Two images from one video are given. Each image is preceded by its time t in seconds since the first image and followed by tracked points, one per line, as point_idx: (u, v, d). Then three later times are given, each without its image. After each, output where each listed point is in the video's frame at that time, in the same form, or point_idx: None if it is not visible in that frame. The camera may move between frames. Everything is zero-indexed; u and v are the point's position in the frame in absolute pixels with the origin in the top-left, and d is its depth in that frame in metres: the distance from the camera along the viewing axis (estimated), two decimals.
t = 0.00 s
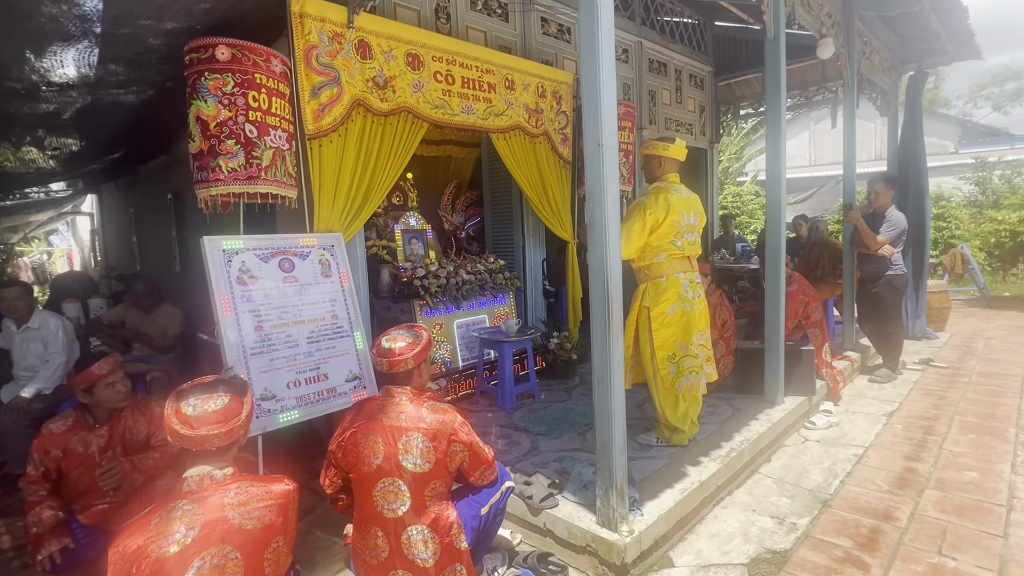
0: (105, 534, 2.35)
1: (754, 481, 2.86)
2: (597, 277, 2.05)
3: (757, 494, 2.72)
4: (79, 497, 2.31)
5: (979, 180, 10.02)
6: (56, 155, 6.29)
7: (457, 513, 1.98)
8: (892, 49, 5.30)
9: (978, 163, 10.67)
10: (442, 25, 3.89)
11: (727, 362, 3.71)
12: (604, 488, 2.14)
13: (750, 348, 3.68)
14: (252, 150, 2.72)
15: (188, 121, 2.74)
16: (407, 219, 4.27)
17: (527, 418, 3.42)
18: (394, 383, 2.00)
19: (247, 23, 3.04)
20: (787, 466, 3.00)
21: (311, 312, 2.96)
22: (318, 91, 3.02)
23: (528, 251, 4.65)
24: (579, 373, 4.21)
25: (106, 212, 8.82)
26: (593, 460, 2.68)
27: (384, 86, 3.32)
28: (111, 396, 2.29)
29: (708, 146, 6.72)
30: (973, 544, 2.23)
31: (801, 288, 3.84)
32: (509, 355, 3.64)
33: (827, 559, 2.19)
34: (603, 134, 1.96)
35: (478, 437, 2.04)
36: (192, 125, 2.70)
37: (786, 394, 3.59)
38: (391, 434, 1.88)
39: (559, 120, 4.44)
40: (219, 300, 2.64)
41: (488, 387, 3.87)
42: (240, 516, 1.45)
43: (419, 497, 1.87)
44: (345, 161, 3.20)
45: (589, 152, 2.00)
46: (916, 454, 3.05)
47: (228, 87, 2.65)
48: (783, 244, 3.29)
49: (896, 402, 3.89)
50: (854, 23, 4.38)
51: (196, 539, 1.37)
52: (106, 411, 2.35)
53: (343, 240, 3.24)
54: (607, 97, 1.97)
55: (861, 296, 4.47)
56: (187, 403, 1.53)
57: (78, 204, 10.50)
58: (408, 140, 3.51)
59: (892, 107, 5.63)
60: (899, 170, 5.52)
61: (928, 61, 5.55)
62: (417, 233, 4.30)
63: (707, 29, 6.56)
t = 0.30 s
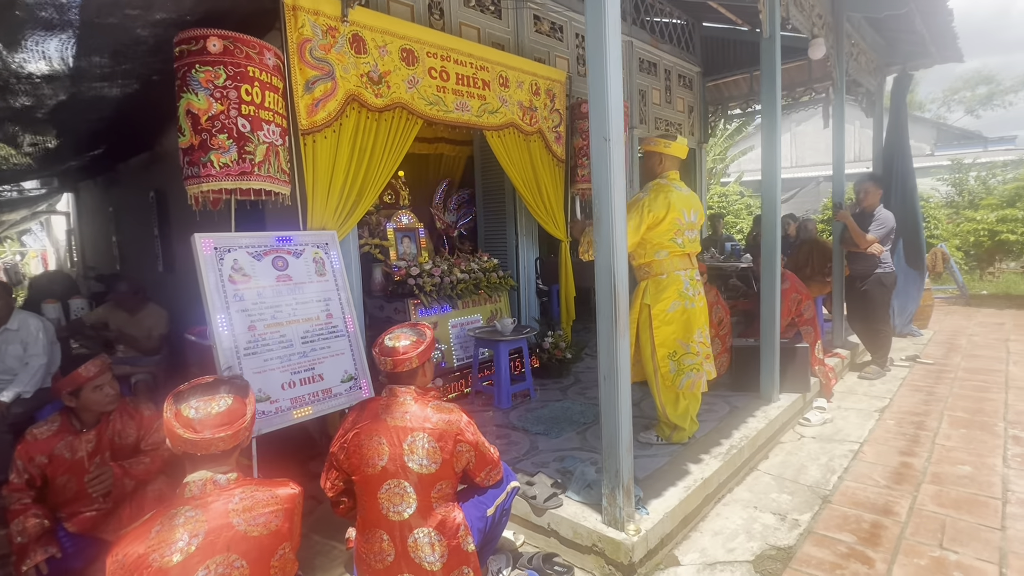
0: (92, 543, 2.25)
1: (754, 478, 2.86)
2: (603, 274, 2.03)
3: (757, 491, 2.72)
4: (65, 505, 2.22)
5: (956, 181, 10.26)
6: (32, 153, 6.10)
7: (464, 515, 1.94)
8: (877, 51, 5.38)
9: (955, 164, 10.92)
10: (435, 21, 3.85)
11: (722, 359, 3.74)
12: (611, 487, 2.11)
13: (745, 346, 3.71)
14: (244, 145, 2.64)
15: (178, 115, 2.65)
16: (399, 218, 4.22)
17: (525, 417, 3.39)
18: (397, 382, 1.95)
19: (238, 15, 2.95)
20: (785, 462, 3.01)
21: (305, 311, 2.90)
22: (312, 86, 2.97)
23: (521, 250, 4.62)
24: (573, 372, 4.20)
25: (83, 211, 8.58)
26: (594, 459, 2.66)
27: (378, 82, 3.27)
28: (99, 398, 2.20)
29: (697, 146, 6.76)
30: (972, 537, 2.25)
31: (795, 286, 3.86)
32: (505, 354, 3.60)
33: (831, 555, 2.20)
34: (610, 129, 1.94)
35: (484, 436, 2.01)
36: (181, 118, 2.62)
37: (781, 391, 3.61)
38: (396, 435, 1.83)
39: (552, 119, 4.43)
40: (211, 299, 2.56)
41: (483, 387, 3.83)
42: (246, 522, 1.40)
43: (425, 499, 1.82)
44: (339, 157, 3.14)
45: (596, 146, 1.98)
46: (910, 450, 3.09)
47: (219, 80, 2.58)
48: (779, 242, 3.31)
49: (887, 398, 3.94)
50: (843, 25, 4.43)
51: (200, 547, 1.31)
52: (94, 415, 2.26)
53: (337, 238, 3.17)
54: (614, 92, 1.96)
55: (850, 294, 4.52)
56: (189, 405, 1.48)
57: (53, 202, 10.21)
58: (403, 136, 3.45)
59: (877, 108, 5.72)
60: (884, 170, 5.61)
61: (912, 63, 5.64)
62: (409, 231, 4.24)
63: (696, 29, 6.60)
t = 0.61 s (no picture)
0: (94, 551, 2.19)
1: (760, 474, 2.88)
2: (619, 271, 2.03)
3: (765, 487, 2.74)
4: (66, 512, 2.15)
5: (936, 181, 10.49)
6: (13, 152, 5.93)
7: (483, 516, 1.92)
8: (866, 53, 5.47)
9: (934, 164, 11.16)
10: (434, 18, 3.82)
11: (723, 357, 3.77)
12: (627, 485, 2.11)
13: (746, 344, 3.75)
14: (247, 141, 2.59)
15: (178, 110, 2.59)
16: (396, 216, 4.17)
17: (529, 417, 3.38)
18: (414, 382, 1.92)
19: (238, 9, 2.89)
20: (789, 458, 3.04)
21: (308, 311, 2.85)
22: (314, 82, 2.92)
23: (519, 249, 4.61)
24: (573, 371, 4.20)
25: (64, 211, 8.36)
26: (604, 457, 2.65)
27: (380, 79, 3.23)
28: (101, 401, 2.14)
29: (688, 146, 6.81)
30: (978, 529, 2.29)
31: (792, 284, 3.89)
32: (507, 353, 3.58)
33: (844, 549, 2.22)
34: (627, 126, 1.94)
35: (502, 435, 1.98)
36: (182, 114, 2.56)
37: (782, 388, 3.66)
38: (415, 435, 1.81)
39: (550, 117, 4.43)
40: (214, 300, 2.51)
41: (485, 387, 3.80)
42: (271, 528, 1.36)
43: (445, 500, 1.80)
44: (341, 155, 3.09)
45: (613, 143, 1.97)
46: (909, 444, 3.14)
47: (222, 74, 2.52)
48: (780, 240, 3.35)
49: (882, 394, 4.00)
50: (836, 26, 4.49)
51: (227, 556, 1.28)
52: (95, 419, 2.19)
53: (339, 237, 3.13)
54: (631, 88, 1.95)
55: (844, 292, 4.58)
56: (209, 406, 1.43)
57: (31, 202, 9.94)
58: (404, 134, 3.42)
59: (865, 109, 5.82)
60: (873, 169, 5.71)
61: (899, 65, 5.75)
62: (406, 231, 4.19)
63: (688, 30, 6.64)
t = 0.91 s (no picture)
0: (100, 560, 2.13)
1: (767, 470, 2.90)
2: (638, 269, 2.02)
3: (774, 483, 2.76)
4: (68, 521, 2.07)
5: (919, 182, 10.72)
6: None
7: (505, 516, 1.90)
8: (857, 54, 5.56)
9: (916, 165, 11.40)
10: (435, 15, 3.79)
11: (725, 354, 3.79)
12: (645, 483, 2.11)
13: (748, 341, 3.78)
14: (253, 138, 2.54)
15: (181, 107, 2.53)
16: (396, 216, 4.13)
17: (535, 416, 3.37)
18: (433, 382, 1.90)
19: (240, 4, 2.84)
20: (794, 454, 3.07)
21: (314, 311, 2.80)
22: (318, 79, 2.88)
23: (519, 247, 4.58)
24: (575, 370, 4.19)
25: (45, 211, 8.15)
26: (616, 456, 2.65)
27: (384, 76, 3.19)
28: (107, 405, 2.08)
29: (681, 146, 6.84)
30: (986, 521, 2.34)
31: (791, 282, 3.88)
32: (511, 352, 3.56)
33: (857, 543, 2.24)
34: (646, 123, 1.94)
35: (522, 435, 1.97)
36: (186, 110, 2.51)
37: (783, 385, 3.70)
38: (437, 435, 1.78)
39: (550, 116, 4.43)
40: (221, 300, 2.46)
41: (489, 387, 3.77)
42: (303, 533, 1.34)
43: (468, 501, 1.77)
44: (345, 153, 3.05)
45: (631, 141, 1.97)
46: (911, 438, 3.19)
47: (227, 70, 2.47)
48: (781, 239, 3.39)
49: (879, 390, 4.07)
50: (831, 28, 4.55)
51: (260, 561, 1.24)
52: (100, 423, 2.14)
53: (344, 236, 3.09)
54: (651, 85, 1.95)
55: (839, 290, 4.64)
56: (237, 409, 1.40)
57: (9, 202, 9.68)
58: (407, 132, 3.38)
59: (856, 110, 5.91)
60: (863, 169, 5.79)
61: (888, 67, 5.85)
62: (406, 230, 4.16)
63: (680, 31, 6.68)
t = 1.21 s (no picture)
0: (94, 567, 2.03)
1: (771, 466, 2.91)
2: (655, 263, 2.01)
3: (779, 479, 2.76)
4: (61, 526, 1.98)
5: (897, 185, 10.98)
6: None
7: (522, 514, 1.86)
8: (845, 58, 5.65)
9: (894, 168, 11.69)
10: (433, 10, 3.74)
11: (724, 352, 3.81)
12: (661, 480, 2.09)
13: (747, 338, 3.80)
14: (254, 130, 2.46)
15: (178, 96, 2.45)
16: (392, 213, 4.07)
17: (537, 415, 3.33)
18: (449, 379, 1.84)
19: None
20: (796, 450, 3.09)
21: (315, 309, 2.73)
22: (318, 71, 2.81)
23: (515, 246, 4.56)
24: (573, 369, 4.18)
25: (17, 208, 7.86)
26: (624, 454, 2.63)
27: (384, 69, 3.13)
28: (106, 405, 1.99)
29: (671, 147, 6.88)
30: (990, 513, 2.37)
31: (788, 280, 3.91)
32: (511, 351, 3.52)
33: (868, 537, 2.25)
34: (665, 117, 1.93)
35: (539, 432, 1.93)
36: (184, 100, 2.42)
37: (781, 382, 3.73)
38: (455, 434, 1.73)
39: (547, 114, 4.41)
40: (220, 297, 2.38)
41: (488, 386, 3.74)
42: (328, 537, 1.28)
43: (488, 501, 1.72)
44: (345, 147, 2.98)
45: (649, 134, 1.96)
46: (908, 434, 3.24)
47: (227, 59, 2.39)
48: (781, 236, 3.42)
49: (872, 386, 4.13)
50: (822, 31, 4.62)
51: (286, 567, 1.19)
52: (96, 424, 2.04)
53: (343, 232, 3.02)
54: (668, 79, 1.93)
55: (831, 288, 4.70)
56: (257, 407, 1.34)
57: None
58: (407, 127, 3.32)
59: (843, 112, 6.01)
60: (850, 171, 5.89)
61: (874, 71, 5.97)
62: (401, 227, 4.10)
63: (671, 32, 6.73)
